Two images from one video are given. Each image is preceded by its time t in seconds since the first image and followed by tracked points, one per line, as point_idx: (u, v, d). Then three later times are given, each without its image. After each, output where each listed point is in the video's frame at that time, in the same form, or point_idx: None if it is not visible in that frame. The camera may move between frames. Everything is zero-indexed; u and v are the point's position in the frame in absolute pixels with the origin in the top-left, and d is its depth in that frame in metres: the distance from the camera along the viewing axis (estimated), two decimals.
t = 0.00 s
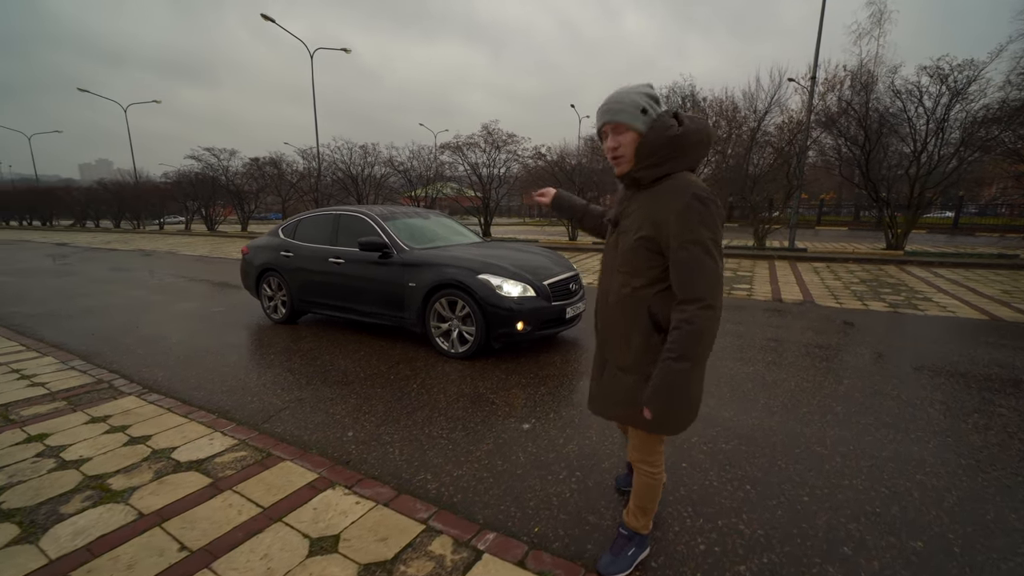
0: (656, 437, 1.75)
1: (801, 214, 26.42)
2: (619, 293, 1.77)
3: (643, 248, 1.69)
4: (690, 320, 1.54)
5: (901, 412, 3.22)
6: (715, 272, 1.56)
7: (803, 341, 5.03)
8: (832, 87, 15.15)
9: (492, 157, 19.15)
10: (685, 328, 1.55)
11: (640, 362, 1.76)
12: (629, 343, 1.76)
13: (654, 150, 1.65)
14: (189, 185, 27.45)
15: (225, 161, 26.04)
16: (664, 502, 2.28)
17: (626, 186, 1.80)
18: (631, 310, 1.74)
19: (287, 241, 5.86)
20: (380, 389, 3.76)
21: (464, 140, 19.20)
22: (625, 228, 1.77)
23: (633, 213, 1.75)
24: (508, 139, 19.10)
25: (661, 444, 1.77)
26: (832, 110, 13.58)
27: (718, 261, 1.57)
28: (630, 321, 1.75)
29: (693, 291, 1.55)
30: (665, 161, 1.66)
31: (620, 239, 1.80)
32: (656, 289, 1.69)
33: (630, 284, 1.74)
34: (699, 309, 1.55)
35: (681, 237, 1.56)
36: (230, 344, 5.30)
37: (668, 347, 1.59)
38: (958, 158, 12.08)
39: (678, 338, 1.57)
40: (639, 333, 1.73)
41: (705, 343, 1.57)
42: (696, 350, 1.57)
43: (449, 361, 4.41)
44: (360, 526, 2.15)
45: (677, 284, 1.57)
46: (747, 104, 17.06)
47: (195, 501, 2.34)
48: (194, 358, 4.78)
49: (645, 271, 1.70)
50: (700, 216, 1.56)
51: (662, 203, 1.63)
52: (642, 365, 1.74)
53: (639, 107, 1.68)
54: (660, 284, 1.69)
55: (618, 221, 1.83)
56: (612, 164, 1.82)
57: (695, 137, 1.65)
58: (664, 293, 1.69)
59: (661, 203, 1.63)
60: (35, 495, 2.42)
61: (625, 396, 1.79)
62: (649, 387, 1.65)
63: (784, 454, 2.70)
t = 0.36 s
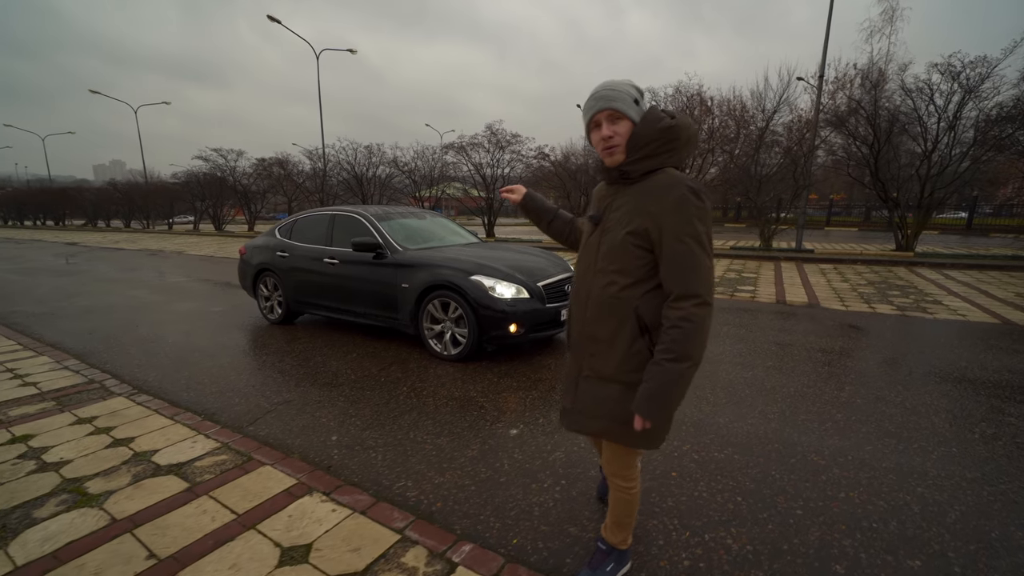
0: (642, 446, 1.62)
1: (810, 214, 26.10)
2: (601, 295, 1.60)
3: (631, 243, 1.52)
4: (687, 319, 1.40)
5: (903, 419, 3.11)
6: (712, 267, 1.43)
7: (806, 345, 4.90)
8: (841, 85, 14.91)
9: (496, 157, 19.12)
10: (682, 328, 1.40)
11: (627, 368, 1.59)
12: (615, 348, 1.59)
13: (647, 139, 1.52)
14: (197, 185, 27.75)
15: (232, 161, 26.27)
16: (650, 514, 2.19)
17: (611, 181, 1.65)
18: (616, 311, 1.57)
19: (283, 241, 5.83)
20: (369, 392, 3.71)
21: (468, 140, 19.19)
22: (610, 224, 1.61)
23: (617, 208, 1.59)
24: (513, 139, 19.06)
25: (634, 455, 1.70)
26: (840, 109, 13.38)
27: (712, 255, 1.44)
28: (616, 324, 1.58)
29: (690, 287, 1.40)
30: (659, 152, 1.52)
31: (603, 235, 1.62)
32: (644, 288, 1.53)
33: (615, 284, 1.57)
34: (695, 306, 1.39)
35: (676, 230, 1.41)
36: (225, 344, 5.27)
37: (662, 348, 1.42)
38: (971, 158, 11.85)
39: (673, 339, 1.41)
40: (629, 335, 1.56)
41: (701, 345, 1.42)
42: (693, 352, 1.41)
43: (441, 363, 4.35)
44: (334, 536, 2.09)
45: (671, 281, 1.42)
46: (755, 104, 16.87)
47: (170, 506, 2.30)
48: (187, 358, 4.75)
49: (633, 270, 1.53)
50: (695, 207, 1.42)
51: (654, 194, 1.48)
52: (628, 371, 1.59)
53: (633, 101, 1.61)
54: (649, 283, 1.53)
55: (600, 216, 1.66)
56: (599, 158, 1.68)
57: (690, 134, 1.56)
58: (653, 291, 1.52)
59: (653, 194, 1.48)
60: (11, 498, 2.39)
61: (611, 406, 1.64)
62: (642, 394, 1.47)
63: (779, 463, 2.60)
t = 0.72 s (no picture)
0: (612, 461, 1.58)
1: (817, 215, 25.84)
2: (570, 306, 1.55)
3: (599, 253, 1.47)
4: (652, 333, 1.37)
5: (901, 428, 3.02)
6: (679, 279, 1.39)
7: (805, 350, 4.81)
8: (849, 85, 14.73)
9: (499, 158, 19.10)
10: (648, 342, 1.37)
11: (595, 382, 1.55)
12: (583, 361, 1.55)
13: (613, 146, 1.46)
14: (203, 186, 27.96)
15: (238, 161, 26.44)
16: (632, 528, 2.12)
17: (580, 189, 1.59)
18: (585, 323, 1.52)
19: (278, 243, 5.82)
20: (357, 396, 3.67)
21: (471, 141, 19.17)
22: (578, 233, 1.55)
23: (586, 216, 1.54)
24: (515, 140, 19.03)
25: (607, 468, 1.67)
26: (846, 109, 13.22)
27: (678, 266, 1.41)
28: (584, 336, 1.53)
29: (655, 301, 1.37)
30: (627, 158, 1.47)
31: (572, 244, 1.57)
32: (612, 300, 1.48)
33: (584, 294, 1.52)
34: (659, 320, 1.37)
35: (642, 241, 1.37)
36: (219, 346, 5.27)
37: (626, 362, 1.40)
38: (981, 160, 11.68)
39: (637, 353, 1.38)
40: (597, 348, 1.52)
41: (664, 359, 1.40)
42: (655, 365, 1.39)
43: (432, 367, 4.30)
44: (306, 547, 2.05)
45: (636, 293, 1.38)
46: (761, 105, 16.73)
47: (144, 514, 2.27)
48: (179, 360, 4.74)
49: (601, 281, 1.48)
50: (661, 216, 1.38)
51: (621, 203, 1.43)
52: (596, 384, 1.55)
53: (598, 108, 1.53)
54: (617, 294, 1.48)
55: (570, 224, 1.61)
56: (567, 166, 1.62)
57: (658, 137, 1.50)
58: (620, 303, 1.49)
59: (620, 202, 1.42)
60: None
61: (580, 420, 1.60)
62: (604, 406, 1.45)
63: (769, 474, 2.53)
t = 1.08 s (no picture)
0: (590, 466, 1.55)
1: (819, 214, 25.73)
2: (546, 309, 1.52)
3: (571, 256, 1.44)
4: (621, 338, 1.34)
5: (896, 433, 2.98)
6: (650, 285, 1.36)
7: (802, 351, 4.76)
8: (851, 84, 14.64)
9: (498, 156, 19.03)
10: (618, 348, 1.34)
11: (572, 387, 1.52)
12: (560, 365, 1.52)
13: (582, 148, 1.44)
14: (203, 183, 27.98)
15: (238, 159, 26.44)
16: (618, 535, 2.08)
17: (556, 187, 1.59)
18: (560, 326, 1.49)
19: (271, 241, 5.79)
20: (346, 397, 3.64)
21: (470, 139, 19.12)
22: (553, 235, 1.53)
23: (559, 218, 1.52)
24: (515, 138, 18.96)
25: (590, 474, 1.63)
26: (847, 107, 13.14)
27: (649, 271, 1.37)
28: (560, 340, 1.50)
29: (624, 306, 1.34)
30: (597, 160, 1.45)
31: (548, 246, 1.55)
32: (587, 303, 1.45)
33: (559, 298, 1.49)
34: (628, 326, 1.33)
35: (610, 245, 1.34)
36: (211, 345, 5.24)
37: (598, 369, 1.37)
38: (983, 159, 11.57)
39: (608, 360, 1.35)
40: (573, 353, 1.48)
41: (635, 365, 1.36)
42: (630, 374, 1.35)
43: (424, 367, 4.27)
44: (285, 553, 2.01)
45: (606, 298, 1.35)
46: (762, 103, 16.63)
47: (123, 518, 2.23)
48: (171, 359, 4.72)
49: (575, 285, 1.46)
50: (629, 219, 1.34)
51: (590, 206, 1.40)
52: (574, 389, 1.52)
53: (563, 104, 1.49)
54: (591, 298, 1.45)
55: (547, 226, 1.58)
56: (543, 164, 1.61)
57: (630, 137, 1.46)
58: (594, 307, 1.45)
59: (588, 205, 1.40)
60: None
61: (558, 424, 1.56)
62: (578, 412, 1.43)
63: (760, 480, 2.49)
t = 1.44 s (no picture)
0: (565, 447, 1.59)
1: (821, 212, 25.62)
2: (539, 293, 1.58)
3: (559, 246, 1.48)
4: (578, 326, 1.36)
5: (896, 435, 2.94)
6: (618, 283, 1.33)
7: (801, 351, 4.73)
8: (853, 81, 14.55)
9: (499, 153, 18.96)
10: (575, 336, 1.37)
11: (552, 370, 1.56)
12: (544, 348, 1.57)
13: (572, 148, 1.44)
14: (203, 180, 27.95)
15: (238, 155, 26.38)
16: (612, 538, 2.05)
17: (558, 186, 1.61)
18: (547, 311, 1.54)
19: (269, 238, 5.76)
20: (341, 396, 3.61)
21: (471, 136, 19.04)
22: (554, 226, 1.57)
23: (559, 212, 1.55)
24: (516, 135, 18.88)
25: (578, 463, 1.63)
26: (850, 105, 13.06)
27: (621, 268, 1.34)
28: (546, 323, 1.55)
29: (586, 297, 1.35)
30: (587, 161, 1.43)
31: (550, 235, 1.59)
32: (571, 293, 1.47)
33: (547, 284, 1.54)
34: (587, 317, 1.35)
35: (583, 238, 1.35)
36: (208, 342, 5.21)
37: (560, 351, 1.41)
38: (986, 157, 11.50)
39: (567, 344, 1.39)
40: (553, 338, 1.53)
41: (593, 355, 1.38)
42: (581, 359, 1.38)
43: (421, 365, 4.25)
44: (275, 554, 1.99)
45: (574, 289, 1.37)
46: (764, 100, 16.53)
47: (114, 517, 2.21)
48: (167, 356, 4.70)
49: (560, 274, 1.49)
50: (604, 217, 1.34)
51: (576, 204, 1.42)
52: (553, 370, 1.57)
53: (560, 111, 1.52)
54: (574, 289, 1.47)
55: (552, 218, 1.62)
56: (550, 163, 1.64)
57: (623, 140, 1.42)
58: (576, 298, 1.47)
59: (574, 202, 1.42)
60: None
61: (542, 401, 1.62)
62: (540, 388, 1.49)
63: (759, 482, 2.45)
